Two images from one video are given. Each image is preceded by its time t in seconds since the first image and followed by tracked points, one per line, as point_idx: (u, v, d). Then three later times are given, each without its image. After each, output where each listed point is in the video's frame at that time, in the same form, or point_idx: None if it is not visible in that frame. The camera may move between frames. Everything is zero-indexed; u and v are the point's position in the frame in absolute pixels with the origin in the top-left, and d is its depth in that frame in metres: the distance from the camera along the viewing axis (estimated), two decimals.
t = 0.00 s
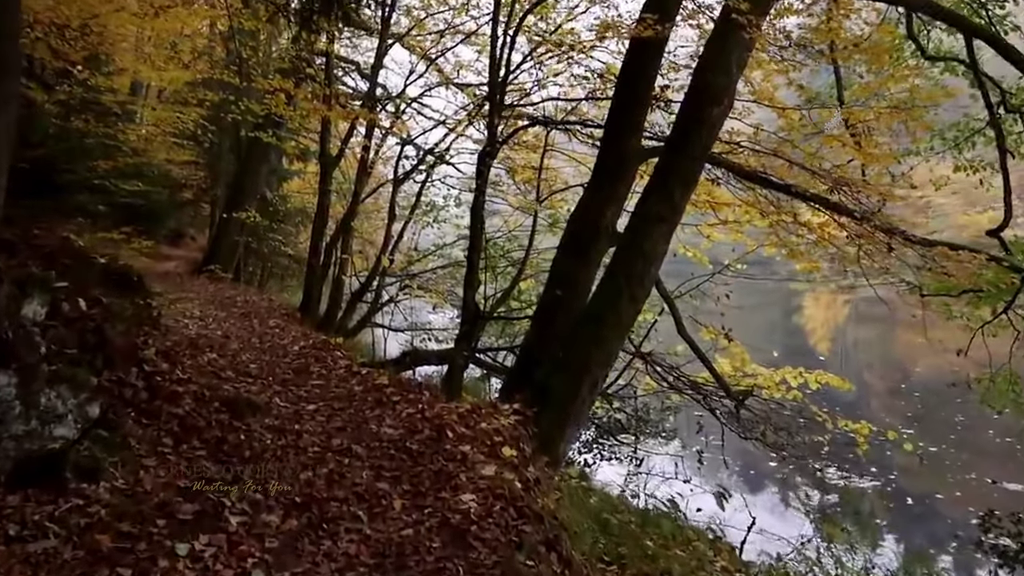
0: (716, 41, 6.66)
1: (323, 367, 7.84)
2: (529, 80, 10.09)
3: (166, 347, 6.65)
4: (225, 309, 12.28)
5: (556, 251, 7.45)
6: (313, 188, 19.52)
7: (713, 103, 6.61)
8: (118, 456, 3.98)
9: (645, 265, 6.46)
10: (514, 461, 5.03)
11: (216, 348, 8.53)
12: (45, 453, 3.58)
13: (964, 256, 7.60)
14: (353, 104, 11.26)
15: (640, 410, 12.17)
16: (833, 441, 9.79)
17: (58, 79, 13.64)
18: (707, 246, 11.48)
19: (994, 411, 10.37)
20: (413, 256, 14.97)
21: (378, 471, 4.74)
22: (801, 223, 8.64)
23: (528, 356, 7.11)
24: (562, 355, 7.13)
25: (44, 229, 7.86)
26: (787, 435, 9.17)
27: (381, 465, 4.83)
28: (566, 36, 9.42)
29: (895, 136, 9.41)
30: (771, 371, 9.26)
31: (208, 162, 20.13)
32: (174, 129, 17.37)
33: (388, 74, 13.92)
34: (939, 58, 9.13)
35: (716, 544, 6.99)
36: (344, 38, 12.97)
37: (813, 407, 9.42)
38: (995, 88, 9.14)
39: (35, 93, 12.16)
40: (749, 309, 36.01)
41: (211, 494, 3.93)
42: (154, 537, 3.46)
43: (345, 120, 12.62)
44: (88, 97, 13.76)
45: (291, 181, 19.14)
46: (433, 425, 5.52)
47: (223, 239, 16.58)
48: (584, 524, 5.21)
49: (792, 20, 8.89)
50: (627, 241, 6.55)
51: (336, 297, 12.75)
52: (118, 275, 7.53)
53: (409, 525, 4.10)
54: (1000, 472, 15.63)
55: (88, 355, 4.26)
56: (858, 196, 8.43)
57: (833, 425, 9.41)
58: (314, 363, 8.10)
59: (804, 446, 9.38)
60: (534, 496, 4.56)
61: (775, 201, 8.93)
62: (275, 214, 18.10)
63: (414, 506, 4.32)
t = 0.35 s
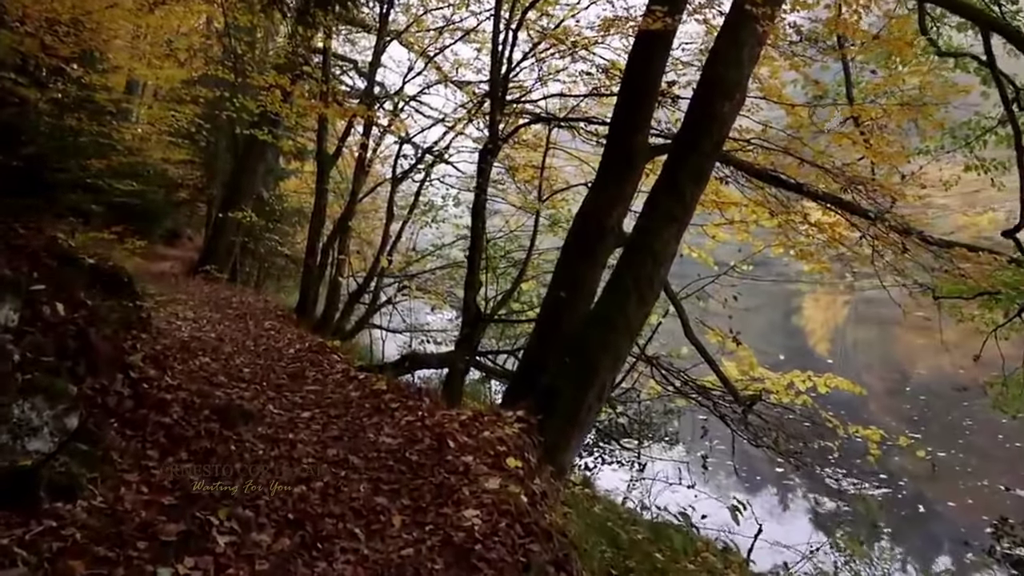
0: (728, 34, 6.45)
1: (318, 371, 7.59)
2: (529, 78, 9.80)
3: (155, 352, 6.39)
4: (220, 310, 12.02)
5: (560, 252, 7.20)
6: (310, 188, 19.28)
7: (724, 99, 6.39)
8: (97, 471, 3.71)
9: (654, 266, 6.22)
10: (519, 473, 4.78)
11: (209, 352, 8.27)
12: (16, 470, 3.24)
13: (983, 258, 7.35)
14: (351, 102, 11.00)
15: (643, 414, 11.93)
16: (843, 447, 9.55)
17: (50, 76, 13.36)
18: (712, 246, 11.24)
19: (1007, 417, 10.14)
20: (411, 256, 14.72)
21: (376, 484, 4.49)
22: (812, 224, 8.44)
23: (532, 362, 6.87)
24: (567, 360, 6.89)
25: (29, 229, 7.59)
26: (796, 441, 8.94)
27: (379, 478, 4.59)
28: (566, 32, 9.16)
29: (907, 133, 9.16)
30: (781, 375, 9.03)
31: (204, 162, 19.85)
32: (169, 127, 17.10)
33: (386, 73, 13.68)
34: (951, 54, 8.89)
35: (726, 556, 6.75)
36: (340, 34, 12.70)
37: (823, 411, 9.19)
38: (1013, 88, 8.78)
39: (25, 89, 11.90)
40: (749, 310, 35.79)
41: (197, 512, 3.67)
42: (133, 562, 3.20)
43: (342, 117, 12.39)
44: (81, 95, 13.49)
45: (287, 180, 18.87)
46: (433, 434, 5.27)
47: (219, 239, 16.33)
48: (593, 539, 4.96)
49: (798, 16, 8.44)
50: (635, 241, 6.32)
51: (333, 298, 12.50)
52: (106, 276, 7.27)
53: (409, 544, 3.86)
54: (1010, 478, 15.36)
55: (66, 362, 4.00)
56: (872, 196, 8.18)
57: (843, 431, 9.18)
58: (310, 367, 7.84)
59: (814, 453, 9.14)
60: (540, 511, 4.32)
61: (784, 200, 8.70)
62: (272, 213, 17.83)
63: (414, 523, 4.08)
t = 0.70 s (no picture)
0: (740, 27, 6.22)
1: (314, 376, 7.34)
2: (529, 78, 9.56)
3: (143, 356, 6.13)
4: (215, 312, 11.77)
5: (565, 252, 6.96)
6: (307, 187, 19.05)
7: (735, 93, 6.15)
8: (74, 488, 3.47)
9: (663, 268, 5.97)
10: (524, 486, 4.55)
11: (202, 356, 8.01)
12: None
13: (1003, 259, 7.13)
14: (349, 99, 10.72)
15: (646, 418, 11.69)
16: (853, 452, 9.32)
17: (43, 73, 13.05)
18: (717, 246, 11.00)
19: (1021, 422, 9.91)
20: (410, 256, 14.47)
21: (374, 498, 4.24)
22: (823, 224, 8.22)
23: (536, 367, 6.63)
24: (573, 366, 6.65)
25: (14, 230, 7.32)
26: (805, 447, 8.70)
27: (376, 491, 4.35)
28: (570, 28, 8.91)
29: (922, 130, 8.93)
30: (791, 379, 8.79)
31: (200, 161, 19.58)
32: (164, 126, 16.83)
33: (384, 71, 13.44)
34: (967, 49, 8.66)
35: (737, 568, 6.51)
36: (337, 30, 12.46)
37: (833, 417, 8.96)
38: None
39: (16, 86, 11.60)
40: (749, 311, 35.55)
41: (182, 532, 3.43)
42: None
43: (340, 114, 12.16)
44: (75, 93, 13.20)
45: (284, 180, 18.60)
46: (434, 444, 5.03)
47: (214, 239, 16.07)
48: (601, 554, 4.73)
49: (809, 10, 8.30)
50: (643, 241, 6.07)
51: (331, 300, 12.24)
52: (93, 278, 7.01)
53: (408, 565, 3.63)
54: None
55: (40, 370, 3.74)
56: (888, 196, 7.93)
57: (854, 436, 8.95)
58: (306, 372, 7.59)
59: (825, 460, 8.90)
60: (547, 527, 4.10)
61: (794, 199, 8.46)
62: (268, 213, 17.56)
63: (414, 542, 3.85)
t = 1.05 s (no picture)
0: (751, 15, 5.95)
1: (307, 379, 7.07)
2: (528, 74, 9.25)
3: (128, 360, 5.85)
4: (207, 312, 11.48)
5: (568, 251, 6.70)
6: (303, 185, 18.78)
7: (747, 86, 5.88)
8: (43, 508, 3.19)
9: (673, 267, 5.70)
10: (529, 499, 4.29)
11: (191, 359, 7.73)
12: None
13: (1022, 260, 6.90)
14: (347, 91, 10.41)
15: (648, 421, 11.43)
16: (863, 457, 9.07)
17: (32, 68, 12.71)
18: (722, 246, 10.75)
19: None
20: (406, 256, 14.20)
21: (368, 514, 3.97)
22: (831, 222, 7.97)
23: (540, 371, 6.38)
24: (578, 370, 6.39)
25: None
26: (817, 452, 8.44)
27: (372, 506, 4.08)
28: (572, 23, 8.64)
29: (933, 126, 8.70)
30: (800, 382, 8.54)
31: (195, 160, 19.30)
32: (157, 122, 16.51)
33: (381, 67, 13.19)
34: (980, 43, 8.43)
35: None
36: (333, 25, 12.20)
37: (843, 421, 8.70)
38: None
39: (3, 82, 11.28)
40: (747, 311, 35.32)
41: (160, 556, 3.16)
42: None
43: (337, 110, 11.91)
44: (66, 88, 12.89)
45: (280, 178, 18.32)
46: (433, 453, 4.76)
47: (208, 238, 15.78)
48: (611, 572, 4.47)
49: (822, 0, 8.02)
50: (650, 240, 5.81)
51: (326, 300, 11.95)
52: (75, 279, 6.73)
53: None
54: None
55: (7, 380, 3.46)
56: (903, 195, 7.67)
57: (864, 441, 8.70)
58: (299, 375, 7.31)
59: (835, 465, 8.64)
60: (554, 546, 3.84)
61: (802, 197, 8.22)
62: (263, 211, 17.27)
63: (412, 562, 3.59)
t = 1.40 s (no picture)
0: (764, 5, 5.71)
1: (302, 383, 6.83)
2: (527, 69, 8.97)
3: (113, 365, 5.61)
4: (200, 312, 11.22)
5: (573, 251, 6.47)
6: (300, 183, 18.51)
7: (760, 79, 5.64)
8: (11, 530, 2.96)
9: (683, 267, 5.46)
10: (534, 513, 4.06)
11: (182, 361, 7.48)
12: None
13: None
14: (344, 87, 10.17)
15: (651, 423, 11.20)
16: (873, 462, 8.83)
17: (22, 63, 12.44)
18: (727, 246, 10.52)
19: None
20: (404, 255, 13.94)
21: (364, 530, 3.73)
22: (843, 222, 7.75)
23: (543, 376, 6.14)
24: (583, 375, 6.16)
25: None
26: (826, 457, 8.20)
27: (368, 521, 3.84)
28: (575, 16, 8.41)
29: (945, 123, 8.47)
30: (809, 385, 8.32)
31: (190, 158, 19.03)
32: (151, 119, 16.25)
33: (378, 63, 12.94)
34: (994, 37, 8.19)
35: None
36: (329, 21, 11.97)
37: (853, 425, 8.47)
38: None
39: None
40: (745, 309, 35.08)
41: None
42: None
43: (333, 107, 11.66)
44: (58, 84, 12.63)
45: (276, 176, 18.06)
46: (433, 463, 4.52)
47: (203, 236, 15.52)
48: None
49: None
50: (659, 239, 5.56)
51: (322, 299, 11.70)
52: (59, 279, 6.49)
53: None
54: None
55: None
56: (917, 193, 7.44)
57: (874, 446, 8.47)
58: (293, 379, 7.07)
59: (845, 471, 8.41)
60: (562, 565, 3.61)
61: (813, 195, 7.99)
62: (259, 209, 17.00)
63: None
